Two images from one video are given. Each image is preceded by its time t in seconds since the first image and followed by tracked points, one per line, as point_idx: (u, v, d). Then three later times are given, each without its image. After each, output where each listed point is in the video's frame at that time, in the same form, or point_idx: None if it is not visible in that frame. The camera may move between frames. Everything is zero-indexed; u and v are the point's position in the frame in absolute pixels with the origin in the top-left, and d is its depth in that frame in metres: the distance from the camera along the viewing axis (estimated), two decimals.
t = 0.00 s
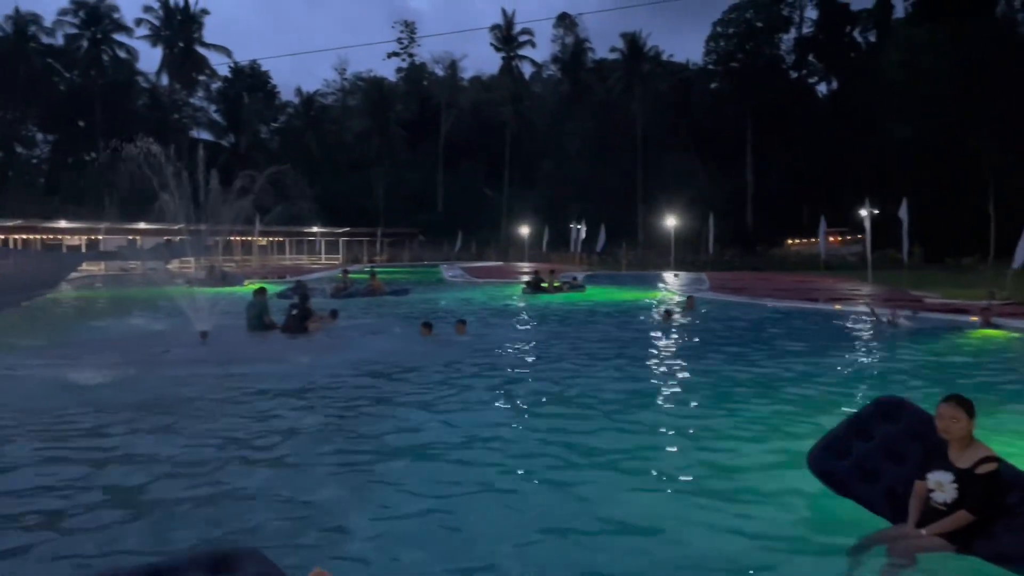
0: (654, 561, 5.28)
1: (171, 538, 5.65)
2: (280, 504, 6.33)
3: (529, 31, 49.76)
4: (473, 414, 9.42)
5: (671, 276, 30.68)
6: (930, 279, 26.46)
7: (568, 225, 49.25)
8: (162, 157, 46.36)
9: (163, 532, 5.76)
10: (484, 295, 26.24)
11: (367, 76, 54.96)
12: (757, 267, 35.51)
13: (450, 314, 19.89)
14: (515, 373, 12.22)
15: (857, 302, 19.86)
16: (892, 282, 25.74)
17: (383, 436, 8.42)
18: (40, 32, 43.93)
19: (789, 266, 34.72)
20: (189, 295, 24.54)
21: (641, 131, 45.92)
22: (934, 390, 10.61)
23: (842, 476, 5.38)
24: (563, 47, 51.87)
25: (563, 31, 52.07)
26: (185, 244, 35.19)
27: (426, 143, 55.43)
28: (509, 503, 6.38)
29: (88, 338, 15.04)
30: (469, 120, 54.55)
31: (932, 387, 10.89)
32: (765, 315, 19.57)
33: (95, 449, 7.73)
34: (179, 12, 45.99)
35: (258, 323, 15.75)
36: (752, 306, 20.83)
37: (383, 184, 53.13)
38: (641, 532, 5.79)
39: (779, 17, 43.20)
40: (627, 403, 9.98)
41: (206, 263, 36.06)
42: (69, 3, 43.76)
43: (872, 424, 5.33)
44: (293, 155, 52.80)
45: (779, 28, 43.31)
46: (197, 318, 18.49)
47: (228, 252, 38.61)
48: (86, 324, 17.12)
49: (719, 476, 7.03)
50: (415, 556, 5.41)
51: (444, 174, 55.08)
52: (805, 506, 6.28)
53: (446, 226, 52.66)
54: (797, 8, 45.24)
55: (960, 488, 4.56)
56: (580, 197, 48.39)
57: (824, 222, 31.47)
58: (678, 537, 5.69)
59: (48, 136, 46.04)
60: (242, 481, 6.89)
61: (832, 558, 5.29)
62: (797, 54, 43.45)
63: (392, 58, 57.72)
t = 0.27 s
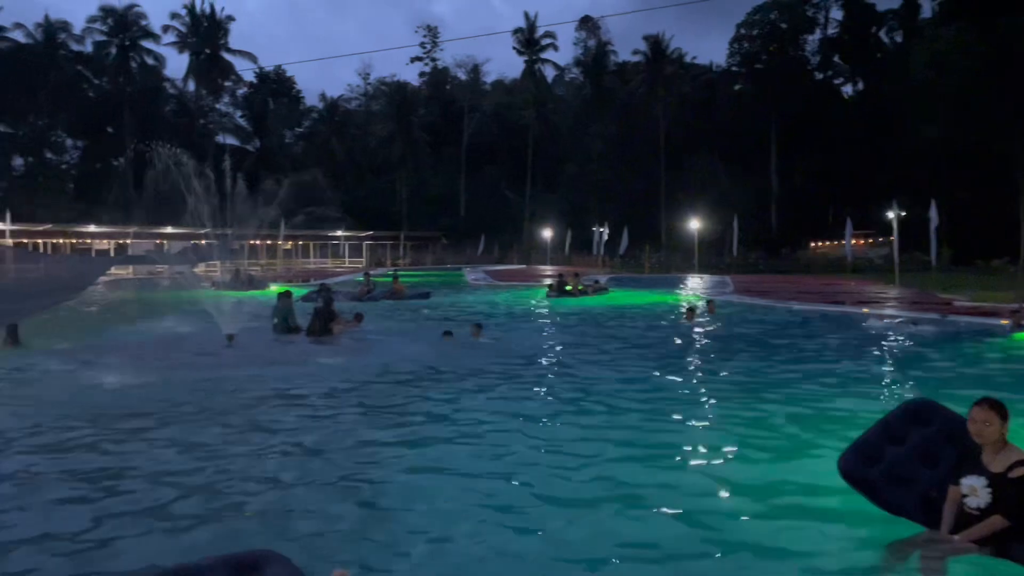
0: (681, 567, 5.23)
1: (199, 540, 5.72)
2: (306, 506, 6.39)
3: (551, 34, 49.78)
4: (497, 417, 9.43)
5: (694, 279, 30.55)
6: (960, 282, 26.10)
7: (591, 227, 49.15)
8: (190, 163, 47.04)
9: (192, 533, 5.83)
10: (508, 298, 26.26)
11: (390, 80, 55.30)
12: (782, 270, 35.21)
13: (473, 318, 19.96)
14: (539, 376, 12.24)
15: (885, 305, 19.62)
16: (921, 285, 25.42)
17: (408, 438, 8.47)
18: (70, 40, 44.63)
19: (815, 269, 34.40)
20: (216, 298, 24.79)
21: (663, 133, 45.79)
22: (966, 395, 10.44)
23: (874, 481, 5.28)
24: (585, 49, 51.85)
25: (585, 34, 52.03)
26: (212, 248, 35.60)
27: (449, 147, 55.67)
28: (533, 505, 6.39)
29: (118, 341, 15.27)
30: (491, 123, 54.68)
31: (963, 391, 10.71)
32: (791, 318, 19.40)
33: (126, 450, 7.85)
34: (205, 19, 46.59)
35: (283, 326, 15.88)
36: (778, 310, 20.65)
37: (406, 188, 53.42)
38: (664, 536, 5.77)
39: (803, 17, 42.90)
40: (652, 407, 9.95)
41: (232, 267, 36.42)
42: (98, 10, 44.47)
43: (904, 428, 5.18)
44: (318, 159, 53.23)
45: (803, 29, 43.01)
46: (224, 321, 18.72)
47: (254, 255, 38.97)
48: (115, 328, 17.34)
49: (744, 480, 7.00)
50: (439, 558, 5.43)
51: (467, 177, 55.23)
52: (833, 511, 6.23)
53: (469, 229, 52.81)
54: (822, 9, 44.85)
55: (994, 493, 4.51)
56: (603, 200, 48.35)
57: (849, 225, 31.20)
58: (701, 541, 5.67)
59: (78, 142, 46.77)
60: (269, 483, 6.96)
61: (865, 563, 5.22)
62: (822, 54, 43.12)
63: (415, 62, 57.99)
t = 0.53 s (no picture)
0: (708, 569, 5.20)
1: (222, 535, 5.75)
2: (328, 504, 6.40)
3: (573, 36, 49.76)
4: (520, 419, 9.42)
5: (718, 281, 30.36)
6: (989, 283, 25.69)
7: (613, 229, 49.00)
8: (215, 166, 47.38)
9: (215, 529, 5.87)
10: (530, 301, 26.26)
11: (413, 84, 55.57)
12: (807, 272, 34.89)
13: (496, 320, 19.96)
14: (563, 378, 12.19)
15: (912, 308, 19.36)
16: (949, 287, 25.07)
17: (430, 440, 8.48)
18: (98, 46, 45.29)
19: (840, 271, 34.06)
20: (241, 301, 25.00)
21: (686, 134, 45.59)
22: (997, 399, 10.25)
23: (908, 486, 5.21)
24: (607, 51, 51.77)
25: (607, 36, 51.93)
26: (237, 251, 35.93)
27: (470, 150, 55.79)
28: (554, 505, 6.37)
29: (144, 343, 15.42)
30: (513, 125, 54.75)
31: (994, 394, 10.53)
32: (816, 320, 19.20)
33: (151, 450, 7.92)
34: (230, 24, 47.12)
35: (308, 328, 15.99)
36: (803, 312, 20.45)
37: (428, 191, 53.64)
38: (686, 537, 5.73)
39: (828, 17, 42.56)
40: (675, 411, 9.89)
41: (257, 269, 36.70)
42: (126, 17, 45.12)
43: (937, 434, 5.16)
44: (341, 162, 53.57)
45: (828, 29, 42.65)
46: (249, 324, 18.86)
47: (278, 258, 39.26)
48: (142, 330, 17.52)
49: (768, 484, 6.93)
50: (459, 556, 5.42)
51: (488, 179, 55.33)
52: (859, 516, 6.14)
53: (491, 231, 52.87)
54: (846, 9, 44.47)
55: None
56: (625, 202, 48.28)
57: (875, 226, 30.89)
58: (725, 542, 5.61)
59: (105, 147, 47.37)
60: (291, 481, 6.99)
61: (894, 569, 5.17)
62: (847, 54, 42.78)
63: (438, 65, 58.21)
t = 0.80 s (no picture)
0: None
1: (245, 537, 5.80)
2: (349, 506, 6.43)
3: (595, 38, 49.68)
4: (540, 422, 9.41)
5: (742, 283, 30.14)
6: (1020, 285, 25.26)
7: (635, 233, 48.77)
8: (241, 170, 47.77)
9: (238, 531, 5.91)
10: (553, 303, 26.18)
11: (434, 87, 55.77)
12: (835, 274, 34.50)
13: (518, 323, 19.96)
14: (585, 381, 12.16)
15: (940, 310, 19.08)
16: (978, 289, 24.67)
17: (452, 442, 8.49)
18: (125, 52, 45.95)
19: (867, 273, 33.67)
20: (265, 304, 25.19)
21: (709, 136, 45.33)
22: None
23: (936, 488, 4.94)
24: (629, 53, 51.71)
25: (629, 38, 51.82)
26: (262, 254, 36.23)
27: (492, 153, 55.82)
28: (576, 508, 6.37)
29: (171, 346, 15.60)
30: (535, 128, 54.79)
31: None
32: (842, 323, 18.98)
33: (176, 451, 8.00)
34: (255, 29, 47.67)
35: (331, 332, 16.07)
36: (829, 314, 20.22)
37: (451, 194, 53.76)
38: (709, 541, 5.70)
39: (853, 16, 42.23)
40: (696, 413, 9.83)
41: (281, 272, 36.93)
42: (152, 23, 45.75)
43: (968, 437, 5.00)
44: (364, 166, 53.90)
45: (853, 28, 42.30)
46: (274, 326, 19.01)
47: (302, 261, 39.50)
48: (168, 334, 17.67)
49: (791, 487, 6.88)
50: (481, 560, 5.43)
51: (510, 182, 55.36)
52: (884, 521, 6.08)
53: (514, 234, 52.82)
54: (872, 8, 44.05)
55: None
56: (647, 204, 48.10)
57: (900, 228, 30.57)
58: (748, 547, 5.58)
59: (132, 152, 47.83)
60: (314, 484, 7.03)
61: None
62: (873, 54, 42.44)
63: (459, 69, 58.32)
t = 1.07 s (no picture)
0: None
1: (266, 542, 5.87)
2: (373, 509, 6.52)
3: (617, 39, 49.55)
4: (560, 424, 9.42)
5: (765, 285, 29.93)
6: None
7: (657, 234, 48.61)
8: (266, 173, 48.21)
9: (259, 535, 5.99)
10: (575, 304, 26.19)
11: (456, 89, 55.95)
12: (861, 275, 34.19)
13: (539, 325, 19.97)
14: (608, 383, 12.18)
15: (967, 312, 18.88)
16: (1005, 290, 24.38)
17: (470, 444, 8.53)
18: (152, 57, 46.49)
19: (893, 275, 33.31)
20: (289, 305, 25.42)
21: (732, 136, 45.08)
22: None
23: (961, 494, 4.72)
24: (651, 54, 51.63)
25: (651, 39, 51.72)
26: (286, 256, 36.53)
27: (513, 155, 55.78)
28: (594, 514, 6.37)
29: (197, 347, 15.80)
30: (556, 130, 54.79)
31: None
32: (866, 325, 18.85)
33: (199, 453, 8.12)
34: (279, 33, 48.08)
35: (354, 333, 16.21)
36: (853, 316, 20.08)
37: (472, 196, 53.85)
38: (727, 550, 5.69)
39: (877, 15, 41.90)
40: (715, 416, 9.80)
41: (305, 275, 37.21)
42: (178, 29, 46.26)
43: (996, 438, 4.70)
44: (386, 168, 54.16)
45: (878, 28, 41.96)
46: (298, 328, 19.17)
47: (325, 264, 39.79)
48: (194, 335, 17.91)
49: (810, 493, 6.85)
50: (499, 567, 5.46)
51: (531, 184, 55.39)
52: (904, 529, 6.04)
53: (535, 236, 52.82)
54: (897, 7, 43.68)
55: None
56: (669, 205, 47.90)
57: (927, 229, 30.23)
58: (766, 557, 5.56)
59: (158, 156, 48.25)
60: (333, 487, 7.09)
61: None
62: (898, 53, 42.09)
63: (481, 71, 58.41)
